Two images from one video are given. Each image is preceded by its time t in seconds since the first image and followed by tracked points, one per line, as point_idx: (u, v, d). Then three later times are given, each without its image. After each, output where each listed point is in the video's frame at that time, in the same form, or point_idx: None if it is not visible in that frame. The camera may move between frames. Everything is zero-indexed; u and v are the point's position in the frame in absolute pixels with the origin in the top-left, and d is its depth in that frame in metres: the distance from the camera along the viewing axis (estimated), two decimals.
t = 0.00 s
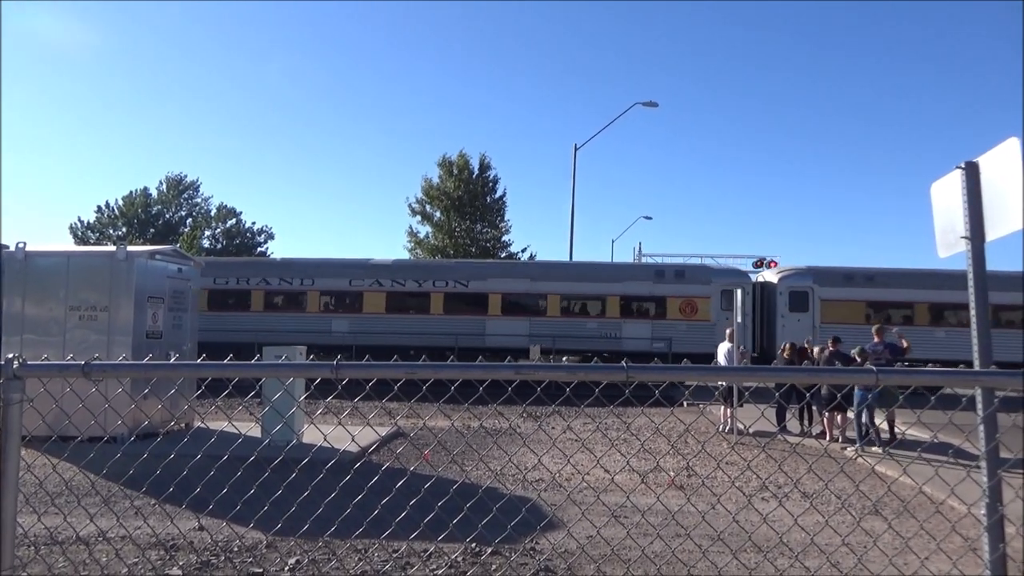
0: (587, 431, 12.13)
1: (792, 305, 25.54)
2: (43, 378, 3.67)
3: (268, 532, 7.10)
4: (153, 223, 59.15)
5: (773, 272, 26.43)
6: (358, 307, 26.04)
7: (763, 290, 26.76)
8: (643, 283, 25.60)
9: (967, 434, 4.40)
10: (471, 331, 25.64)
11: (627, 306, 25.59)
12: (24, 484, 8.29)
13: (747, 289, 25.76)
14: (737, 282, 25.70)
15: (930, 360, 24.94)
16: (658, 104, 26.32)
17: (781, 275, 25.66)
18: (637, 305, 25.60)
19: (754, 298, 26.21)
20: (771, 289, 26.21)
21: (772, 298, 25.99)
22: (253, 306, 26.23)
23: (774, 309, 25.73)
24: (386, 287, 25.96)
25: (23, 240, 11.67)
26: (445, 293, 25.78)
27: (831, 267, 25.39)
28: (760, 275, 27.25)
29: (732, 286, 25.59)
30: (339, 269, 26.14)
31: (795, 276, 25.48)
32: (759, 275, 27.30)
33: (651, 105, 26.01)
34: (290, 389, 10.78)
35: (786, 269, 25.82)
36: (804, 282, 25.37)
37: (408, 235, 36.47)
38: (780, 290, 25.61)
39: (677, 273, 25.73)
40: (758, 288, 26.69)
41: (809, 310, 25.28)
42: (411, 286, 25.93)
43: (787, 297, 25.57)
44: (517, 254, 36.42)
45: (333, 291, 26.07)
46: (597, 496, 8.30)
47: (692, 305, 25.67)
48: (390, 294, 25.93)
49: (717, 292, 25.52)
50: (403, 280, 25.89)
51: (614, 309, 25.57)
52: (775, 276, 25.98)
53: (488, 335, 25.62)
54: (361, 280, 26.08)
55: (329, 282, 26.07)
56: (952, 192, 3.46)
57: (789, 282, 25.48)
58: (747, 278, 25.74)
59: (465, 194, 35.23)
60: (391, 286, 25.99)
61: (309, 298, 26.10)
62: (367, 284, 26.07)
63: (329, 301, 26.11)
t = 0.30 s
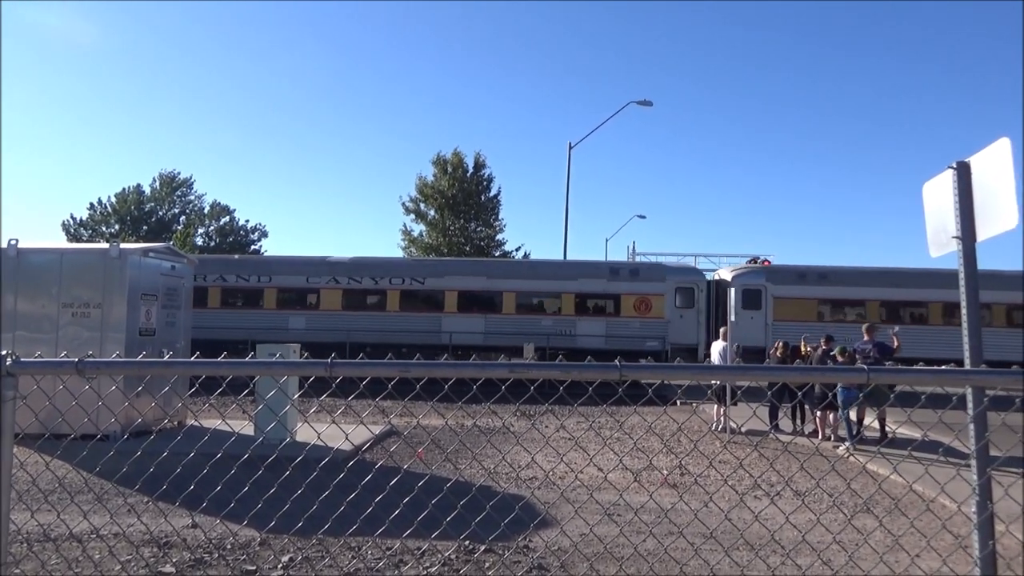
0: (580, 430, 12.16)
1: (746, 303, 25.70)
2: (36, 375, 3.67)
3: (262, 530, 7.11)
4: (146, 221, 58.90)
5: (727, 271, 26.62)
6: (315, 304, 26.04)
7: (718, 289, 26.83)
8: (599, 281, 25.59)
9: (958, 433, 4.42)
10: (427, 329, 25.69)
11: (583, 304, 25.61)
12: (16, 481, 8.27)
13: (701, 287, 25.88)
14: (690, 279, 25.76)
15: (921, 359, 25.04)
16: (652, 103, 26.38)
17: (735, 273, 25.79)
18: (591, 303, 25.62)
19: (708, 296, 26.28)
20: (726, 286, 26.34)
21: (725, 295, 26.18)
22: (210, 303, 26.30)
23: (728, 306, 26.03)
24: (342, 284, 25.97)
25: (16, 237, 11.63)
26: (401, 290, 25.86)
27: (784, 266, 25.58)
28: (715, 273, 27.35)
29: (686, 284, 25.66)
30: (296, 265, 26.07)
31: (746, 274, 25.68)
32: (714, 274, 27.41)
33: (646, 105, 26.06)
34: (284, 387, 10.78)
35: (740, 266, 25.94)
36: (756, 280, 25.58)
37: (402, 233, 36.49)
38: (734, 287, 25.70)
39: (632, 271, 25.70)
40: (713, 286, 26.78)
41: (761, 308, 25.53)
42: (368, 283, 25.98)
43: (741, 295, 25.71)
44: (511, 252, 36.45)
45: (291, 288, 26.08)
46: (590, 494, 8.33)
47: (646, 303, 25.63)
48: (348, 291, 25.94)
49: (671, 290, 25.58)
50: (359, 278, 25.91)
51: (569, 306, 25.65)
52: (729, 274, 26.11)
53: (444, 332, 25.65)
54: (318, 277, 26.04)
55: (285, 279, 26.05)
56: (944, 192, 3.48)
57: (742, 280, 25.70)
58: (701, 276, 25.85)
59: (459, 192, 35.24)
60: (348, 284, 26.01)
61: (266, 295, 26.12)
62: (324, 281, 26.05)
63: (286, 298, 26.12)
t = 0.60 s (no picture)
0: (575, 429, 12.18)
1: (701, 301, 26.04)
2: (28, 374, 3.67)
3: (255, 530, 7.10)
4: (139, 219, 58.60)
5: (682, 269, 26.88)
6: (272, 302, 26.01)
7: (674, 288, 26.90)
8: (554, 279, 25.61)
9: (950, 432, 4.43)
10: (383, 327, 25.78)
11: (539, 301, 25.59)
12: (9, 481, 8.25)
13: (656, 285, 25.80)
14: (645, 277, 25.76)
15: (914, 357, 25.12)
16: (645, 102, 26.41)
17: (690, 272, 26.10)
18: (546, 301, 25.62)
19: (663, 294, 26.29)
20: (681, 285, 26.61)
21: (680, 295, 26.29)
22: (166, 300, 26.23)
23: (683, 304, 26.20)
24: (299, 283, 25.97)
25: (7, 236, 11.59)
26: (356, 288, 25.88)
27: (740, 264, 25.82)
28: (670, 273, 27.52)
29: (640, 282, 25.67)
30: (253, 265, 26.06)
31: (701, 273, 25.96)
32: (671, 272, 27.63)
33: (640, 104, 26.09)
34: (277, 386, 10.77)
35: (695, 266, 26.21)
36: (710, 278, 25.86)
37: (396, 232, 36.46)
38: (688, 287, 26.02)
39: (587, 270, 25.82)
40: (669, 284, 26.95)
41: (716, 306, 25.75)
42: (324, 282, 25.99)
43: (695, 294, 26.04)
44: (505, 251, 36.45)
45: (247, 287, 26.06)
46: (584, 493, 8.35)
47: (601, 301, 25.64)
48: (304, 290, 25.96)
49: (625, 288, 25.59)
50: (315, 277, 25.91)
51: (524, 304, 25.63)
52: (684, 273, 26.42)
53: (399, 330, 25.76)
54: (275, 276, 26.01)
55: (242, 278, 26.04)
56: (936, 192, 3.50)
57: (696, 278, 25.95)
58: (656, 274, 25.84)
59: (453, 191, 35.25)
60: (304, 283, 26.00)
61: (222, 294, 26.09)
62: (281, 279, 26.03)
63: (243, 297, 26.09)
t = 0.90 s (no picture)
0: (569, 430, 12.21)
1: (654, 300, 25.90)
2: (23, 376, 3.67)
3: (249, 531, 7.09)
4: (131, 220, 58.32)
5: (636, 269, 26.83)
6: (227, 302, 25.99)
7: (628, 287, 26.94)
8: (508, 280, 25.63)
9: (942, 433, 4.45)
10: (338, 328, 25.76)
11: (493, 301, 25.63)
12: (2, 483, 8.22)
13: (611, 285, 25.78)
14: (599, 277, 25.74)
15: (905, 358, 25.21)
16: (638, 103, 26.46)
17: (643, 272, 26.03)
18: (501, 300, 25.63)
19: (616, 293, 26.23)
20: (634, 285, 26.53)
21: (634, 294, 26.27)
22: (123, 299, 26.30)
23: (637, 303, 26.06)
24: (254, 284, 25.94)
25: None
26: (312, 288, 25.90)
27: (692, 264, 25.85)
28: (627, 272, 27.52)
29: (595, 282, 25.65)
30: (208, 264, 26.11)
31: (655, 273, 25.90)
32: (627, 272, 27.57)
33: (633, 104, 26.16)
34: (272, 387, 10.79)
35: (649, 265, 26.16)
36: (664, 278, 25.82)
37: (389, 232, 36.51)
38: (641, 287, 25.94)
39: (541, 270, 25.79)
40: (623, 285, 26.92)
41: (669, 306, 25.71)
42: (280, 282, 25.97)
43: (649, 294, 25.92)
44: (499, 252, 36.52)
45: (203, 287, 26.10)
46: (578, 494, 8.37)
47: (555, 301, 25.67)
48: (259, 290, 25.94)
49: (580, 288, 25.61)
50: (271, 277, 25.89)
51: (479, 304, 25.66)
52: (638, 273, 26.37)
53: (355, 331, 25.73)
54: (230, 276, 26.00)
55: (198, 277, 26.09)
56: (928, 194, 3.52)
57: (650, 278, 25.89)
58: (610, 274, 25.81)
59: (447, 191, 35.16)
60: (259, 283, 25.96)
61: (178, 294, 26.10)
62: (236, 280, 26.02)
63: (199, 297, 26.11)
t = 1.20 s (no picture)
0: (565, 430, 12.23)
1: (610, 300, 25.95)
2: (16, 378, 3.66)
3: (244, 533, 7.07)
4: (123, 221, 58.15)
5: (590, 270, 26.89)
6: (184, 303, 26.11)
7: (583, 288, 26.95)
8: (464, 279, 25.65)
9: (937, 432, 4.46)
10: (294, 328, 25.78)
11: (448, 301, 25.63)
12: None
13: (566, 285, 25.86)
14: (555, 277, 25.83)
15: (898, 358, 25.30)
16: (631, 103, 26.52)
17: (600, 272, 26.14)
18: (456, 301, 25.62)
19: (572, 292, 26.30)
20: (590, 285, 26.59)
21: (589, 294, 26.32)
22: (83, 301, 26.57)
23: (592, 303, 26.11)
24: (210, 285, 26.06)
25: None
26: (269, 289, 25.90)
27: (647, 264, 25.96)
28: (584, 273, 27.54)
29: (550, 281, 25.73)
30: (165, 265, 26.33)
31: (612, 272, 25.99)
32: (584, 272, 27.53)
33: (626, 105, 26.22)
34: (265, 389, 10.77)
35: (605, 265, 26.28)
36: (619, 278, 25.87)
37: (383, 233, 36.49)
38: (597, 287, 26.01)
39: (497, 270, 25.80)
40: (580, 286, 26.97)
41: (623, 305, 25.78)
42: (236, 283, 26.03)
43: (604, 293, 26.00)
44: (493, 252, 36.54)
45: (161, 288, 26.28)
46: (573, 495, 8.37)
47: (511, 301, 25.68)
48: (215, 291, 26.03)
49: (535, 288, 25.63)
50: (227, 278, 25.97)
51: (434, 304, 25.66)
52: (593, 273, 26.43)
53: (312, 331, 25.74)
54: (187, 277, 26.18)
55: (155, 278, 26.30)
56: (921, 194, 3.53)
57: (606, 277, 25.98)
58: (565, 274, 25.91)
59: (441, 192, 35.15)
60: (216, 284, 26.09)
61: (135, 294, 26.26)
62: (193, 281, 26.16)
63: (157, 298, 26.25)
